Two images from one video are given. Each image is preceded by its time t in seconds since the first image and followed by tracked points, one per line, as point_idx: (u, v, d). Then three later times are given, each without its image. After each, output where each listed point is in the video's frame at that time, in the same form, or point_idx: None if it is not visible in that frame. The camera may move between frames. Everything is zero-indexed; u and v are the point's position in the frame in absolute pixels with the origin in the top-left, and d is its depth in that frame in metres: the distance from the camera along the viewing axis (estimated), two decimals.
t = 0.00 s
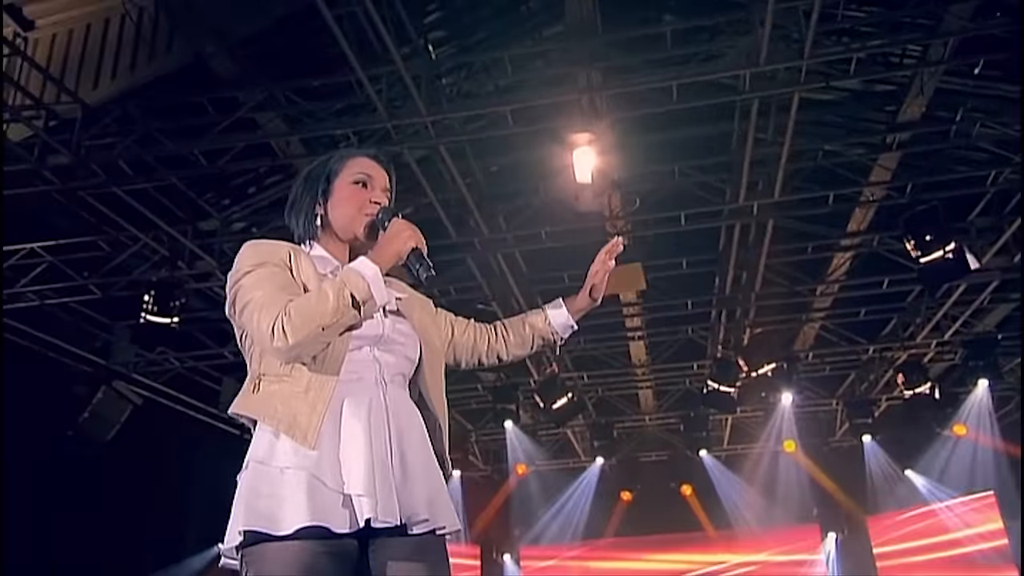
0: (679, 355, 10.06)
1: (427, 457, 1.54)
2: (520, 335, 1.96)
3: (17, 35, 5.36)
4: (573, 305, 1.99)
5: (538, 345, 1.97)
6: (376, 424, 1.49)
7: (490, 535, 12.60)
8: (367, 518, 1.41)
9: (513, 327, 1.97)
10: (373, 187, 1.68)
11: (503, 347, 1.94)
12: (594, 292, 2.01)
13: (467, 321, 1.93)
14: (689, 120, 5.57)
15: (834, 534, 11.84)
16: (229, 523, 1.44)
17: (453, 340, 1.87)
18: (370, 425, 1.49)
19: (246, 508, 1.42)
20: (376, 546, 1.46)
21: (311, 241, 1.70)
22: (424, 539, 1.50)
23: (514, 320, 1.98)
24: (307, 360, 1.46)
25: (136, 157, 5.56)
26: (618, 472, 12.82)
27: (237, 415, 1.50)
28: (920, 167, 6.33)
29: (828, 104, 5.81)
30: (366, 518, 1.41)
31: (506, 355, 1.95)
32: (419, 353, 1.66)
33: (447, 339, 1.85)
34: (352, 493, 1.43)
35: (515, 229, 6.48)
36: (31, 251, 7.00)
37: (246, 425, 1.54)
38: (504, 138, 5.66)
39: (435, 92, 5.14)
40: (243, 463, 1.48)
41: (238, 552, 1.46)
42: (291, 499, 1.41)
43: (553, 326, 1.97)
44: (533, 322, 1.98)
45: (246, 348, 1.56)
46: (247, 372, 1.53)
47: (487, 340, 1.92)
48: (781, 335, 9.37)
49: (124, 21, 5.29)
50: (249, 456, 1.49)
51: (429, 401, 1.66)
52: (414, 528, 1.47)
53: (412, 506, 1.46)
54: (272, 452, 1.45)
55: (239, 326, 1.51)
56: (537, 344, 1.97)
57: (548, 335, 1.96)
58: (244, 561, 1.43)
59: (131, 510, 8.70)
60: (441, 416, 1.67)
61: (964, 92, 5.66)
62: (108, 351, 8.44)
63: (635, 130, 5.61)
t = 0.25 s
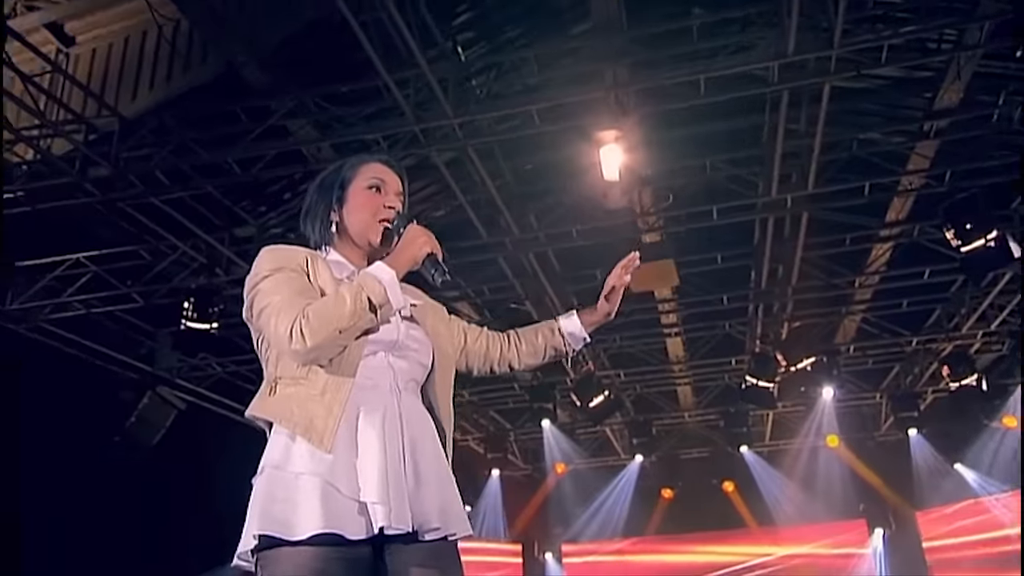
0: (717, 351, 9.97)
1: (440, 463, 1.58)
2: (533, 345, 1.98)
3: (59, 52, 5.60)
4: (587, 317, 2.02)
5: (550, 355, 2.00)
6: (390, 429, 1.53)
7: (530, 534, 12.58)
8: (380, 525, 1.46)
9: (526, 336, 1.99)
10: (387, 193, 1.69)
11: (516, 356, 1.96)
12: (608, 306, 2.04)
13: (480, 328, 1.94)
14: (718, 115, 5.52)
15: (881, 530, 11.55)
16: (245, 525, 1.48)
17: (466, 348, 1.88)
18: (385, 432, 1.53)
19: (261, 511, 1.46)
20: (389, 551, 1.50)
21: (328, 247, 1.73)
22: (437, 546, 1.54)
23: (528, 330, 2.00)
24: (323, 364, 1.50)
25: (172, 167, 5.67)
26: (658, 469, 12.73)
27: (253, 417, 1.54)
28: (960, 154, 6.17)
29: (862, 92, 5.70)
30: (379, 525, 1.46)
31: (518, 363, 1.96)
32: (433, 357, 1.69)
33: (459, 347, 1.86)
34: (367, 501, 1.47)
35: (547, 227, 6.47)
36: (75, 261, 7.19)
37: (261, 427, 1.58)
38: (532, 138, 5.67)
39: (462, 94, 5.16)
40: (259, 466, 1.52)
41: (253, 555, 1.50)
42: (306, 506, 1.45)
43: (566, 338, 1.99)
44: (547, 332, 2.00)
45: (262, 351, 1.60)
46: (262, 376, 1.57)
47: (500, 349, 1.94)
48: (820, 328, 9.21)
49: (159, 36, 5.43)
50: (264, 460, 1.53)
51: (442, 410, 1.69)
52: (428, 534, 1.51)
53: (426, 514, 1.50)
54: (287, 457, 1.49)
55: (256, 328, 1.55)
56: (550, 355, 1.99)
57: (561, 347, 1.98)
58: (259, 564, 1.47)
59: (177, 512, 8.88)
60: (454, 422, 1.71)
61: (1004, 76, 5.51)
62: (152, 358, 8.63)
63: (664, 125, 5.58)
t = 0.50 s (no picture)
0: (752, 346, 9.85)
1: (473, 465, 1.61)
2: (561, 340, 1.99)
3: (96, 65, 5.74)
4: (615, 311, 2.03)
5: (578, 350, 2.01)
6: (423, 432, 1.57)
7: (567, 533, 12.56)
8: (417, 528, 1.49)
9: (554, 332, 2.00)
10: (412, 197, 1.73)
11: (544, 352, 1.98)
12: (636, 298, 2.04)
13: (507, 326, 1.97)
14: (746, 108, 5.46)
15: (926, 526, 11.24)
16: (284, 528, 1.51)
17: (492, 346, 1.90)
18: (418, 434, 1.56)
19: (299, 515, 1.49)
20: (425, 552, 1.52)
21: (355, 252, 1.77)
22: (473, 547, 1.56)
23: (557, 326, 2.02)
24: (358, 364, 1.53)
25: (205, 175, 5.77)
26: (695, 467, 12.62)
27: (289, 421, 1.58)
28: (998, 142, 6.02)
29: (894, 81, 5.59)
30: (416, 528, 1.49)
31: (546, 359, 1.98)
32: (463, 359, 1.72)
33: (485, 346, 1.89)
34: (403, 504, 1.50)
35: (576, 225, 6.46)
36: (116, 269, 7.37)
37: (297, 430, 1.61)
38: (558, 137, 5.67)
39: (488, 94, 5.17)
40: (296, 468, 1.55)
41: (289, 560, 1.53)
42: (343, 509, 1.48)
43: (594, 332, 2.00)
44: (575, 327, 2.01)
45: (296, 354, 1.64)
46: (297, 379, 1.61)
47: (527, 346, 1.96)
48: (856, 322, 9.06)
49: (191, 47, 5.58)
50: (301, 462, 1.56)
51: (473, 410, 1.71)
52: (463, 536, 1.54)
53: (461, 516, 1.54)
54: (324, 460, 1.52)
55: (289, 332, 1.58)
56: (578, 350, 2.00)
57: (589, 341, 1.99)
58: (296, 566, 1.50)
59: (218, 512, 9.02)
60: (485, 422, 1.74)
61: None
62: (192, 362, 8.79)
63: (692, 121, 5.54)
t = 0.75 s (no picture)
0: (792, 341, 9.76)
1: (526, 466, 1.64)
2: (603, 321, 2.00)
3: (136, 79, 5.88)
4: (651, 282, 2.03)
5: (622, 330, 2.01)
6: (479, 433, 1.60)
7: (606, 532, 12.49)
8: (481, 528, 1.51)
9: (594, 315, 2.01)
10: (454, 206, 1.77)
11: (588, 337, 1.99)
12: (670, 267, 2.05)
13: (546, 319, 2.00)
14: (779, 101, 5.39)
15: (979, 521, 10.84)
16: (347, 533, 1.54)
17: (533, 341, 1.93)
18: (475, 436, 1.59)
19: (362, 518, 1.52)
20: (476, 552, 1.53)
21: (399, 261, 1.80)
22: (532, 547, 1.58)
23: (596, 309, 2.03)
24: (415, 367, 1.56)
25: (241, 184, 5.88)
26: (739, 463, 12.40)
27: (346, 427, 1.60)
28: None
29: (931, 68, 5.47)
30: (480, 528, 1.51)
31: (592, 343, 1.99)
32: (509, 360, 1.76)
33: (525, 342, 1.92)
34: (465, 505, 1.52)
35: (609, 224, 6.44)
36: (158, 278, 7.54)
37: (351, 436, 1.64)
38: (588, 136, 5.66)
39: (516, 96, 5.19)
40: (355, 474, 1.59)
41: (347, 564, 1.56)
42: (405, 512, 1.51)
43: (634, 308, 2.01)
44: (614, 307, 2.02)
45: (348, 361, 1.67)
46: (350, 385, 1.64)
47: (569, 334, 1.98)
48: (898, 314, 8.86)
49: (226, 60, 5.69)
50: (358, 468, 1.59)
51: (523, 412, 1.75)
52: (525, 535, 1.56)
53: (522, 516, 1.56)
54: (383, 464, 1.55)
55: (342, 338, 1.60)
56: (622, 329, 2.01)
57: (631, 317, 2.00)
58: (358, 570, 1.53)
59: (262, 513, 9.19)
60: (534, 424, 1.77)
61: None
62: (234, 368, 8.95)
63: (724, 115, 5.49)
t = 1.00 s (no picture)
0: (819, 338, 9.65)
1: (558, 469, 1.64)
2: (626, 310, 1.96)
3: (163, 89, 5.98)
4: (671, 266, 1.98)
5: (648, 317, 1.97)
6: (511, 438, 1.59)
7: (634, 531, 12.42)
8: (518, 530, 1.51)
9: (616, 306, 1.99)
10: (482, 214, 1.79)
11: (611, 329, 1.96)
12: (690, 247, 1.99)
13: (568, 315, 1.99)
14: (801, 96, 5.35)
15: (1017, 518, 10.52)
16: (381, 538, 1.53)
17: (556, 340, 1.93)
18: (508, 440, 1.58)
19: (399, 521, 1.51)
20: (501, 556, 1.53)
21: (428, 270, 1.81)
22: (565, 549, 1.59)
23: (617, 301, 2.00)
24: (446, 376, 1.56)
25: (265, 190, 5.95)
26: (771, 460, 12.19)
27: (377, 433, 1.62)
28: None
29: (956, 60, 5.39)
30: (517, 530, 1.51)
31: (617, 335, 1.96)
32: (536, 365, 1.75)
33: (549, 341, 1.91)
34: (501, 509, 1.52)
35: (631, 223, 6.42)
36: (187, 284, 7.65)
37: (380, 442, 1.65)
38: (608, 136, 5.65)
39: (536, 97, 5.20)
40: (387, 479, 1.58)
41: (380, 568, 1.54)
42: (442, 515, 1.50)
43: (656, 293, 1.96)
44: (636, 295, 1.98)
45: (378, 368, 1.68)
46: (380, 392, 1.65)
47: (591, 327, 1.96)
48: (928, 310, 8.72)
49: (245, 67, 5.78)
50: (391, 472, 1.58)
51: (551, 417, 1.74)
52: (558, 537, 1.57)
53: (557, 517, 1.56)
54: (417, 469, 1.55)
55: (373, 346, 1.61)
56: (647, 316, 1.97)
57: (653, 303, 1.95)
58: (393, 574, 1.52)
59: (291, 514, 9.32)
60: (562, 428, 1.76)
61: None
62: (263, 371, 9.05)
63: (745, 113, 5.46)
